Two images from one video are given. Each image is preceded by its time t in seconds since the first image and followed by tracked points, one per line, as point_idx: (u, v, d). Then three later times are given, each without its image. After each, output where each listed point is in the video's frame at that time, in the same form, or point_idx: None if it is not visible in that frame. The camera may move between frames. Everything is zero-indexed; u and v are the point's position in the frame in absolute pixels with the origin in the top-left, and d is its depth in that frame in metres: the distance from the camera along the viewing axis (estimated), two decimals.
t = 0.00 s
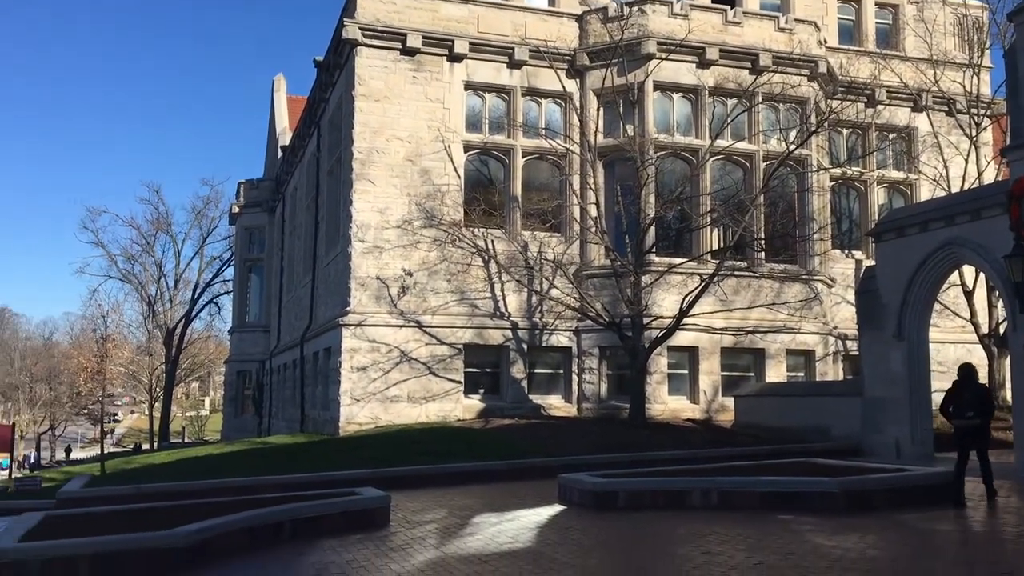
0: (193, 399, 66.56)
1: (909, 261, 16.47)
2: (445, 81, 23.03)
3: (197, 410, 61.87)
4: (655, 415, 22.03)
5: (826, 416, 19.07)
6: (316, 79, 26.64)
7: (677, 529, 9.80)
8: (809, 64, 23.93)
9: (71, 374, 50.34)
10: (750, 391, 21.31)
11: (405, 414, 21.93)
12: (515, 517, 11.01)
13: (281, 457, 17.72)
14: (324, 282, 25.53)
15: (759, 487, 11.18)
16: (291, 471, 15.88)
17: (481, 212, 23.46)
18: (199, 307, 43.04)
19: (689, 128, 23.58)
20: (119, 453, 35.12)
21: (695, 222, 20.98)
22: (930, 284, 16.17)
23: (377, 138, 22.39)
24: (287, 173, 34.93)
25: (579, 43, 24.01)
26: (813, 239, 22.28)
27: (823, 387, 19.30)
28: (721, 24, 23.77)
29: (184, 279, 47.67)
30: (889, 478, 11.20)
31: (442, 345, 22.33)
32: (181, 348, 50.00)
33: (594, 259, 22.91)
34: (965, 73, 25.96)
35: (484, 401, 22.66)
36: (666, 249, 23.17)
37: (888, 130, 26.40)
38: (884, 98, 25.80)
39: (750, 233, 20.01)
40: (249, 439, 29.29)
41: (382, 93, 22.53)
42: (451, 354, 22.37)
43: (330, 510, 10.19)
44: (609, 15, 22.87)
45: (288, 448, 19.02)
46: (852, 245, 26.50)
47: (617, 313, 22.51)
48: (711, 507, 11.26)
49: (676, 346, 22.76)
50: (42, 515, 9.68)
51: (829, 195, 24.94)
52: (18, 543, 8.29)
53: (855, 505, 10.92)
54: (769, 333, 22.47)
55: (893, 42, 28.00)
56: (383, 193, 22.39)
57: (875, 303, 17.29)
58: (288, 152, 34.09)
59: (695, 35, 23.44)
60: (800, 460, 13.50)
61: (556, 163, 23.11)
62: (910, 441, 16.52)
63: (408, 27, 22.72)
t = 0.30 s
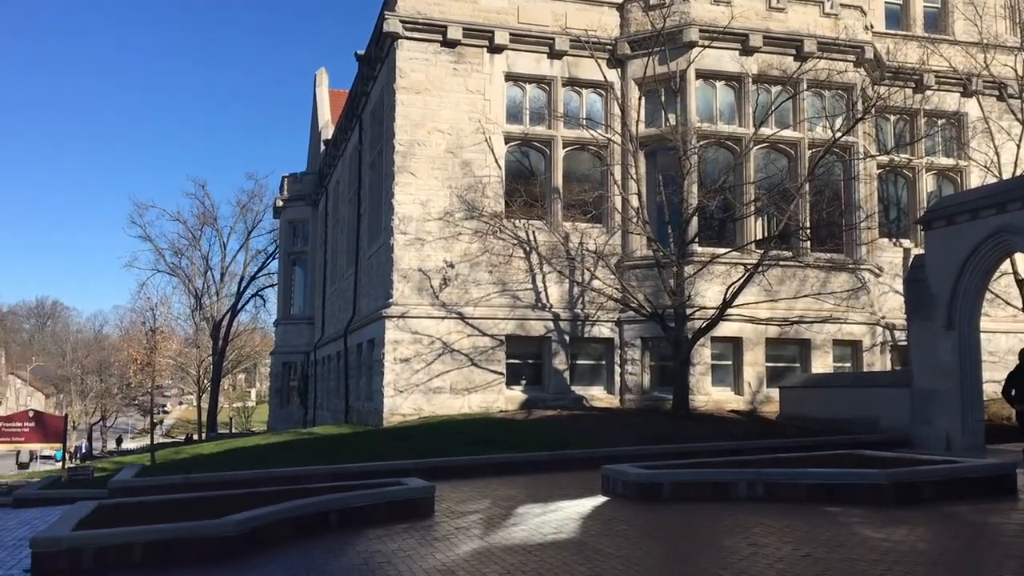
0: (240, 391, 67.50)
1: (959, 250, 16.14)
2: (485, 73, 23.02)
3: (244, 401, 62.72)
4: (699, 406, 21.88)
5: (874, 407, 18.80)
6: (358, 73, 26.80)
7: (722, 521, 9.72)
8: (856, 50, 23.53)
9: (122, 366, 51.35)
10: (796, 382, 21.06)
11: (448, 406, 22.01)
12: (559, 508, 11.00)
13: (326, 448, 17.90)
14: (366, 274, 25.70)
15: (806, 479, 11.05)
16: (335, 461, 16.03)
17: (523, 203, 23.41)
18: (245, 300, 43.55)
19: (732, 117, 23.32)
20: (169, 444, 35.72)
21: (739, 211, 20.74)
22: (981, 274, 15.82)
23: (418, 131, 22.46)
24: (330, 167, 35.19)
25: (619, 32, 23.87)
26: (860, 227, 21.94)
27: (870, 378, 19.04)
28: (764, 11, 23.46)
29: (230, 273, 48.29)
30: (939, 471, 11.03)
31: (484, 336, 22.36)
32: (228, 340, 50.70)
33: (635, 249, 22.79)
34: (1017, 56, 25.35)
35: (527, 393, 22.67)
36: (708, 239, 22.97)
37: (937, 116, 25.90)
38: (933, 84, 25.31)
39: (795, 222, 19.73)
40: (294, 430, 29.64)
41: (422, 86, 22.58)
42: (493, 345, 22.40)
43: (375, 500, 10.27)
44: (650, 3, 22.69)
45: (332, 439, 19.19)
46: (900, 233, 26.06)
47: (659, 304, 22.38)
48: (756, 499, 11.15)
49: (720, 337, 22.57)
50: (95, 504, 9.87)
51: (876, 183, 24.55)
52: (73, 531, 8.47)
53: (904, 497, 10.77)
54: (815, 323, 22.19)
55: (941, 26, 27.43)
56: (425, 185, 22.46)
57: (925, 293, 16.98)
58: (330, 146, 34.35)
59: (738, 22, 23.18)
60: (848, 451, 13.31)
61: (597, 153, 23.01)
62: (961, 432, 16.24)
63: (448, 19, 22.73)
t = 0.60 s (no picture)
0: (290, 384, 68.38)
1: (1018, 239, 15.75)
2: (530, 66, 22.97)
3: (296, 395, 63.48)
4: (749, 399, 21.66)
5: (929, 400, 18.45)
6: (404, 68, 26.94)
7: (774, 515, 9.61)
8: (909, 35, 23.05)
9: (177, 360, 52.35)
10: (848, 375, 20.74)
11: (496, 399, 22.05)
12: (609, 502, 10.96)
13: (376, 440, 18.05)
14: (414, 268, 25.86)
15: (860, 473, 10.88)
16: (385, 454, 16.16)
17: (569, 196, 23.35)
18: (295, 295, 44.06)
19: (782, 106, 23.00)
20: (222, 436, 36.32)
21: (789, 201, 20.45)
22: None
23: (465, 124, 22.50)
24: (377, 162, 35.41)
25: (666, 22, 23.68)
26: (914, 216, 21.51)
27: (924, 370, 18.72)
28: None
29: (281, 268, 48.92)
30: (997, 465, 10.87)
31: (531, 329, 22.35)
32: (279, 334, 51.39)
33: (683, 241, 22.61)
34: None
35: (575, 386, 22.63)
36: (758, 230, 22.70)
37: (994, 102, 25.28)
38: (989, 69, 24.71)
39: (848, 212, 19.39)
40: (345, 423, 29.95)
41: (468, 80, 22.61)
42: (540, 339, 22.38)
43: (424, 492, 10.32)
44: None
45: (382, 432, 19.36)
46: (956, 222, 25.50)
47: (708, 296, 22.20)
48: (809, 493, 11.00)
49: (770, 329, 22.31)
50: (152, 495, 10.06)
51: (930, 171, 24.04)
52: (131, 522, 8.65)
53: (961, 491, 10.55)
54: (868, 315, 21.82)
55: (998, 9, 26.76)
56: (471, 179, 22.50)
57: (982, 283, 16.62)
58: (377, 141, 34.58)
59: (787, 10, 22.85)
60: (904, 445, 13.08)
61: (644, 145, 22.86)
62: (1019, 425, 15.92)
63: (493, 12, 22.72)
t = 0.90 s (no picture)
0: (330, 381, 68.98)
1: None
2: (567, 62, 22.91)
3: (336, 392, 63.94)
4: (790, 396, 21.43)
5: (975, 396, 18.17)
6: (441, 65, 27.01)
7: (816, 512, 9.51)
8: (953, 25, 22.63)
9: (219, 357, 52.97)
10: (892, 370, 20.45)
11: (534, 395, 22.02)
12: (648, 499, 10.91)
13: (415, 437, 18.13)
14: (452, 265, 25.93)
15: (904, 470, 10.73)
16: (424, 451, 16.23)
17: (606, 192, 23.25)
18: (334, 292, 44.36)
19: (823, 98, 22.69)
20: (263, 433, 36.70)
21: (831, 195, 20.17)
22: None
23: (502, 121, 22.49)
24: (414, 159, 35.53)
25: (704, 16, 23.51)
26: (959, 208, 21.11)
27: (969, 366, 18.45)
28: None
29: (320, 266, 49.34)
30: None
31: (569, 326, 22.29)
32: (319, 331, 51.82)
33: (723, 236, 22.41)
34: None
35: (613, 382, 22.55)
36: (798, 224, 22.45)
37: None
38: None
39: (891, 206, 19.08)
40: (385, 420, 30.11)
41: (504, 77, 22.59)
42: (578, 335, 22.30)
43: (463, 489, 10.34)
44: None
45: (421, 429, 19.44)
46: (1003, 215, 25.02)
47: (748, 291, 22.00)
48: (852, 491, 10.87)
49: (811, 324, 22.05)
50: (195, 491, 10.18)
51: (975, 163, 23.58)
52: (176, 517, 8.78)
53: (1009, 489, 10.37)
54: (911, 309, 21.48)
55: None
56: (508, 176, 22.50)
57: None
58: (415, 139, 34.72)
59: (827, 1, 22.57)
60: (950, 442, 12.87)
61: (682, 140, 22.70)
62: None
63: (530, 9, 22.70)
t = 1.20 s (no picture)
0: (373, 378, 69.41)
1: None
2: (608, 57, 22.80)
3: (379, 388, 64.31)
4: (837, 392, 21.14)
5: None
6: (482, 63, 27.03)
7: (864, 511, 9.37)
8: (1002, 15, 22.15)
9: (263, 355, 53.53)
10: (941, 367, 20.10)
11: (576, 392, 21.96)
12: (692, 496, 10.83)
13: (457, 434, 18.17)
14: (493, 262, 25.95)
15: (955, 468, 10.55)
16: (466, 447, 16.28)
17: (648, 187, 23.13)
18: (376, 290, 44.63)
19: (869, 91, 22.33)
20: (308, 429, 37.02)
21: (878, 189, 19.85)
22: None
23: (543, 118, 22.45)
24: (455, 157, 35.62)
25: (746, 9, 23.29)
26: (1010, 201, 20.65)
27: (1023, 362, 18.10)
28: None
29: (363, 264, 49.71)
30: None
31: (611, 323, 22.20)
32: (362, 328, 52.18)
33: (766, 231, 22.17)
34: None
35: (655, 379, 22.42)
36: (844, 219, 22.15)
37: None
38: None
39: (940, 199, 18.71)
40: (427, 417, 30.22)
41: (544, 73, 22.54)
42: (620, 332, 22.19)
43: (505, 486, 10.34)
44: None
45: (464, 426, 19.48)
46: None
47: (792, 287, 21.75)
48: (900, 488, 10.72)
49: (858, 320, 21.74)
50: (241, 487, 10.29)
51: None
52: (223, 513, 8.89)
53: None
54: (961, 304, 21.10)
55: None
56: (549, 173, 22.45)
57: None
58: (455, 137, 34.81)
59: None
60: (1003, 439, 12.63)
61: (725, 134, 22.49)
62: None
63: (570, 4, 22.62)
